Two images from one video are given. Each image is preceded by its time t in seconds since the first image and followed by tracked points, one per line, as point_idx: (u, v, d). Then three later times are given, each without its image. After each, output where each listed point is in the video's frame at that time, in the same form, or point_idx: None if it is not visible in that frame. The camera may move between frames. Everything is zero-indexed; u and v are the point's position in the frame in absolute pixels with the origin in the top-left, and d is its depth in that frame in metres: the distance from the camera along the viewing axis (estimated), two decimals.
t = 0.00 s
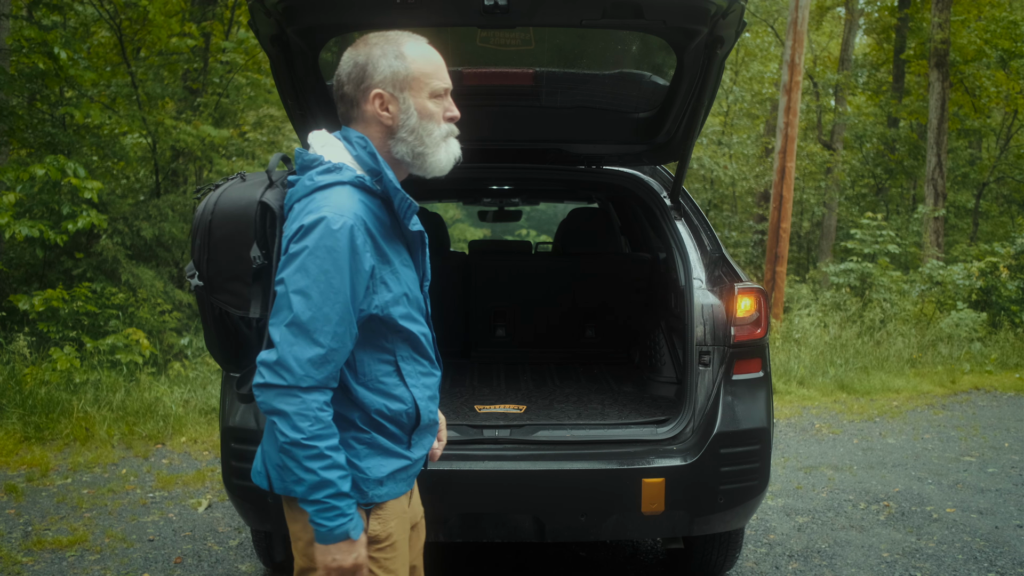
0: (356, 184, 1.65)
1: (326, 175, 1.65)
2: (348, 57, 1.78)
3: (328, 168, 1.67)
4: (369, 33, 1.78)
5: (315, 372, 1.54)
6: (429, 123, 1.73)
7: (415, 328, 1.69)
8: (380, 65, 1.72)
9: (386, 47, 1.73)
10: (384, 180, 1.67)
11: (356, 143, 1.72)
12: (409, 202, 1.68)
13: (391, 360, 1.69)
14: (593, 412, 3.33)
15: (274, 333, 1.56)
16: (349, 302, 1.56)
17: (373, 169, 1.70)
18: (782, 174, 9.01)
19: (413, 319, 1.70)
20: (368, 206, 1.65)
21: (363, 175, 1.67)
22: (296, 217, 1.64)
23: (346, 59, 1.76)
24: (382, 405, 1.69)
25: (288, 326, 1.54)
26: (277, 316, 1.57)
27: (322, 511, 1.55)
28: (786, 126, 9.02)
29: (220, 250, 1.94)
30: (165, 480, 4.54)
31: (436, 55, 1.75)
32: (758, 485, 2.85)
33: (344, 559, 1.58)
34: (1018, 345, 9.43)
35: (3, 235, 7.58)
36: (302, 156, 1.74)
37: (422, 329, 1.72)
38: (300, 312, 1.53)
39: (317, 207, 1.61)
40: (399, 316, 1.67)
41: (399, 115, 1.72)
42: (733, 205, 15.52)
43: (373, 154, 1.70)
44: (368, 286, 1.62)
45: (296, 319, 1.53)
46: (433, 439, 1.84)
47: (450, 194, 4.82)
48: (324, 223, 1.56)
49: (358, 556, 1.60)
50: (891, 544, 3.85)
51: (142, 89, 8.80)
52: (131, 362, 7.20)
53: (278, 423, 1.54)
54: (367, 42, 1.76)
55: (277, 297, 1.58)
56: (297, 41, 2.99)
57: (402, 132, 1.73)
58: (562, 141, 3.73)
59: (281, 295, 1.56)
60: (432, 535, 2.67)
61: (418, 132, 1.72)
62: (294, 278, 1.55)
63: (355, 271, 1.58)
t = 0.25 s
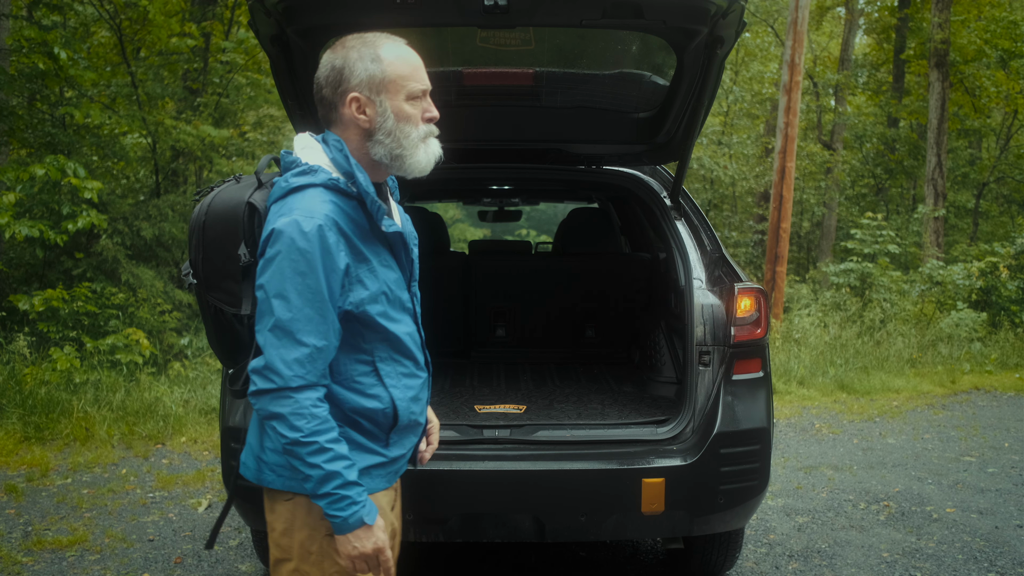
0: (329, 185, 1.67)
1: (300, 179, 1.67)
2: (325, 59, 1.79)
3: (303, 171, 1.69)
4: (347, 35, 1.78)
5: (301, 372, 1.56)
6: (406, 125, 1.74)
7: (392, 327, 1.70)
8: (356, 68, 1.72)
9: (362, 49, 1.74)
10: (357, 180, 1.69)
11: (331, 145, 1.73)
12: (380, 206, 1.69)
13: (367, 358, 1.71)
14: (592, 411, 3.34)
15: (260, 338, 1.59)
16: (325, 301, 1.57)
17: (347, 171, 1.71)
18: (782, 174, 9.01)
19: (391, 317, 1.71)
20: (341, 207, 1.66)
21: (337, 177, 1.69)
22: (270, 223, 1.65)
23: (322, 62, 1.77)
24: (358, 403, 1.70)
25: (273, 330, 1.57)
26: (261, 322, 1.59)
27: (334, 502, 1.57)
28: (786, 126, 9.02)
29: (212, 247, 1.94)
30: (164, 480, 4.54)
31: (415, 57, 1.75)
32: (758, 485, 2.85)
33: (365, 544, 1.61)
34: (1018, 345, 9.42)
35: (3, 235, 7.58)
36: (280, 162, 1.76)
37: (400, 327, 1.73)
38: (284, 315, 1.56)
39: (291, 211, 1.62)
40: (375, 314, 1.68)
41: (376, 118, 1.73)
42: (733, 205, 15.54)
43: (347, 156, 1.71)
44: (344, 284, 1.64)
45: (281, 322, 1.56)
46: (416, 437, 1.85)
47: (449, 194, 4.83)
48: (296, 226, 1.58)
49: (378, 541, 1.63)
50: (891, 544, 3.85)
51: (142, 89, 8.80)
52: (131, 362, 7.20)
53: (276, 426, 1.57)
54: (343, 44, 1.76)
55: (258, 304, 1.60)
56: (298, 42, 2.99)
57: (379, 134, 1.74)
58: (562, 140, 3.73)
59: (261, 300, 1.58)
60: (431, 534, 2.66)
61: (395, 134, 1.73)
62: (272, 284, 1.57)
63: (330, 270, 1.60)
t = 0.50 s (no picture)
0: (323, 179, 1.73)
1: (296, 168, 1.74)
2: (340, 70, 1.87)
3: (303, 163, 1.76)
4: (362, 46, 1.87)
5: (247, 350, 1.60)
6: (417, 135, 1.83)
7: (354, 330, 1.73)
8: (371, 79, 1.80)
9: (377, 61, 1.82)
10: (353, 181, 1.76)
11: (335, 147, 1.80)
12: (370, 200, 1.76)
13: (326, 356, 1.74)
14: (591, 412, 3.34)
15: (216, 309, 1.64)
16: (286, 286, 1.62)
17: (345, 170, 1.77)
18: (782, 174, 9.01)
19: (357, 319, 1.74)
20: (330, 201, 1.72)
21: (334, 173, 1.75)
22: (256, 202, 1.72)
23: (337, 72, 1.85)
24: (308, 397, 1.74)
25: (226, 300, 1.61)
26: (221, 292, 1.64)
27: (245, 482, 1.60)
28: (786, 126, 9.02)
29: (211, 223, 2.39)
30: (165, 480, 4.54)
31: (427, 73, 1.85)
32: (758, 485, 2.85)
33: (262, 530, 1.62)
34: (1018, 345, 9.42)
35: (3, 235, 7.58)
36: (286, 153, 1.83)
37: (366, 331, 1.75)
38: (238, 289, 1.60)
39: (276, 194, 1.69)
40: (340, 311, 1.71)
41: (389, 127, 1.82)
42: (733, 205, 15.53)
43: (348, 156, 1.78)
44: (311, 275, 1.68)
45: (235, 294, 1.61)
46: (375, 449, 1.86)
47: (449, 194, 4.84)
48: (277, 208, 1.65)
49: (278, 530, 1.63)
50: (891, 544, 3.85)
51: (142, 89, 8.81)
52: (131, 362, 7.20)
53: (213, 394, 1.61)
54: (359, 55, 1.85)
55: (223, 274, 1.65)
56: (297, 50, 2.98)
57: (390, 143, 1.82)
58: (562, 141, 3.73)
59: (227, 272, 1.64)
60: (432, 534, 2.66)
61: (406, 143, 1.81)
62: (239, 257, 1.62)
63: (298, 257, 1.65)
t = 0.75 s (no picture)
0: (303, 170, 1.77)
1: (278, 160, 1.79)
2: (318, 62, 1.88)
3: (282, 154, 1.79)
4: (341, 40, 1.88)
5: (220, 333, 1.65)
6: (396, 125, 1.83)
7: (331, 319, 1.75)
8: (349, 69, 1.81)
9: (355, 52, 1.83)
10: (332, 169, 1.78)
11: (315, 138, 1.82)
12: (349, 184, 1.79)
13: (307, 346, 1.76)
14: (589, 412, 3.34)
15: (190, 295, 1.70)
16: (253, 270, 1.65)
17: (325, 160, 1.79)
18: (782, 174, 9.01)
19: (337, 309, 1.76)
20: (310, 192, 1.75)
21: (312, 164, 1.78)
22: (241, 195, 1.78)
23: (316, 64, 1.86)
24: (287, 387, 1.75)
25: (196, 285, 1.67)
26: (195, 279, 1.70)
27: (165, 464, 1.63)
28: (786, 126, 9.02)
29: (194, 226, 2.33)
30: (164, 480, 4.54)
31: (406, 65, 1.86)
32: (758, 485, 2.85)
33: (167, 517, 1.65)
34: (1018, 345, 9.42)
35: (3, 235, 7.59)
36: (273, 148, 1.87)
37: (347, 321, 1.77)
38: (208, 274, 1.65)
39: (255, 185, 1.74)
40: (317, 300, 1.74)
41: (368, 116, 1.82)
42: (733, 205, 15.54)
43: (327, 146, 1.80)
44: (285, 264, 1.71)
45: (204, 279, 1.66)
46: (359, 445, 1.86)
47: (449, 194, 4.85)
48: (251, 196, 1.70)
49: (187, 519, 1.67)
50: (891, 544, 3.85)
51: (142, 89, 8.80)
52: (131, 361, 7.20)
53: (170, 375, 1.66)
54: (337, 48, 1.86)
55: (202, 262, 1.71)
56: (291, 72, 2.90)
57: (369, 133, 1.82)
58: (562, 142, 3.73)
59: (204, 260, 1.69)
60: (432, 535, 2.66)
61: (385, 132, 1.81)
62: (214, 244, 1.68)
63: (269, 244, 1.68)
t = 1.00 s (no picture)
0: (248, 161, 1.64)
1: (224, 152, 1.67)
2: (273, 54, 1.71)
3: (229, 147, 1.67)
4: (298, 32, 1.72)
5: (152, 333, 1.51)
6: (353, 121, 1.67)
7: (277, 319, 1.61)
8: (304, 61, 1.65)
9: (311, 44, 1.67)
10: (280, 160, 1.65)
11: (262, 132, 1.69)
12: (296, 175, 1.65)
13: (249, 349, 1.61)
14: (589, 412, 3.34)
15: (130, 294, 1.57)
16: (192, 265, 1.52)
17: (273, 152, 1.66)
18: (782, 174, 9.00)
19: (284, 309, 1.62)
20: (254, 184, 1.62)
21: (259, 156, 1.65)
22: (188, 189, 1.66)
23: (269, 55, 1.69)
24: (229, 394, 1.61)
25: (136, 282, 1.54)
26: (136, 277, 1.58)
27: (163, 470, 1.51)
28: (786, 126, 9.01)
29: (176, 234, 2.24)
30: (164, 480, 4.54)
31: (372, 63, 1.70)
32: (758, 485, 2.85)
33: (186, 521, 1.52)
34: (1018, 345, 9.42)
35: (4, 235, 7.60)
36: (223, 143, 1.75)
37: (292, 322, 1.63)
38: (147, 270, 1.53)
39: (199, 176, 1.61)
40: (260, 299, 1.60)
41: (323, 112, 1.65)
42: (733, 205, 15.55)
43: (275, 139, 1.67)
44: (228, 260, 1.58)
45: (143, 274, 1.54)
46: (311, 457, 1.71)
47: (449, 194, 4.85)
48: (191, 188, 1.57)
49: (202, 518, 1.53)
50: (891, 544, 3.85)
51: (142, 90, 8.81)
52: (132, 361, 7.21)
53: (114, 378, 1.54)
54: (293, 39, 1.70)
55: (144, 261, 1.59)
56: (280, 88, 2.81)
57: (324, 129, 1.66)
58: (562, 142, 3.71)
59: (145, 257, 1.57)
60: (433, 535, 2.66)
61: (342, 129, 1.65)
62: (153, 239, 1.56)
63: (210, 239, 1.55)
